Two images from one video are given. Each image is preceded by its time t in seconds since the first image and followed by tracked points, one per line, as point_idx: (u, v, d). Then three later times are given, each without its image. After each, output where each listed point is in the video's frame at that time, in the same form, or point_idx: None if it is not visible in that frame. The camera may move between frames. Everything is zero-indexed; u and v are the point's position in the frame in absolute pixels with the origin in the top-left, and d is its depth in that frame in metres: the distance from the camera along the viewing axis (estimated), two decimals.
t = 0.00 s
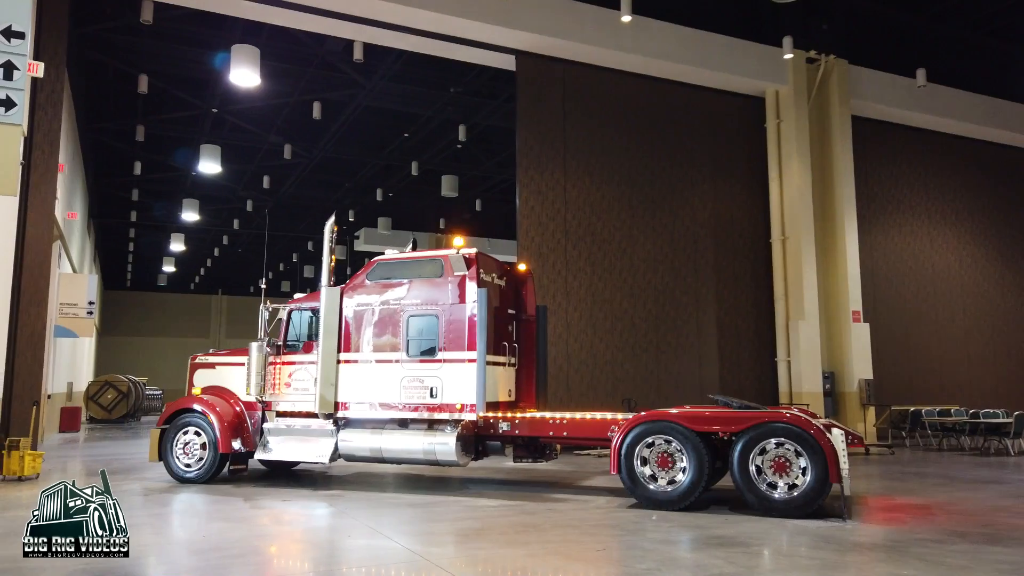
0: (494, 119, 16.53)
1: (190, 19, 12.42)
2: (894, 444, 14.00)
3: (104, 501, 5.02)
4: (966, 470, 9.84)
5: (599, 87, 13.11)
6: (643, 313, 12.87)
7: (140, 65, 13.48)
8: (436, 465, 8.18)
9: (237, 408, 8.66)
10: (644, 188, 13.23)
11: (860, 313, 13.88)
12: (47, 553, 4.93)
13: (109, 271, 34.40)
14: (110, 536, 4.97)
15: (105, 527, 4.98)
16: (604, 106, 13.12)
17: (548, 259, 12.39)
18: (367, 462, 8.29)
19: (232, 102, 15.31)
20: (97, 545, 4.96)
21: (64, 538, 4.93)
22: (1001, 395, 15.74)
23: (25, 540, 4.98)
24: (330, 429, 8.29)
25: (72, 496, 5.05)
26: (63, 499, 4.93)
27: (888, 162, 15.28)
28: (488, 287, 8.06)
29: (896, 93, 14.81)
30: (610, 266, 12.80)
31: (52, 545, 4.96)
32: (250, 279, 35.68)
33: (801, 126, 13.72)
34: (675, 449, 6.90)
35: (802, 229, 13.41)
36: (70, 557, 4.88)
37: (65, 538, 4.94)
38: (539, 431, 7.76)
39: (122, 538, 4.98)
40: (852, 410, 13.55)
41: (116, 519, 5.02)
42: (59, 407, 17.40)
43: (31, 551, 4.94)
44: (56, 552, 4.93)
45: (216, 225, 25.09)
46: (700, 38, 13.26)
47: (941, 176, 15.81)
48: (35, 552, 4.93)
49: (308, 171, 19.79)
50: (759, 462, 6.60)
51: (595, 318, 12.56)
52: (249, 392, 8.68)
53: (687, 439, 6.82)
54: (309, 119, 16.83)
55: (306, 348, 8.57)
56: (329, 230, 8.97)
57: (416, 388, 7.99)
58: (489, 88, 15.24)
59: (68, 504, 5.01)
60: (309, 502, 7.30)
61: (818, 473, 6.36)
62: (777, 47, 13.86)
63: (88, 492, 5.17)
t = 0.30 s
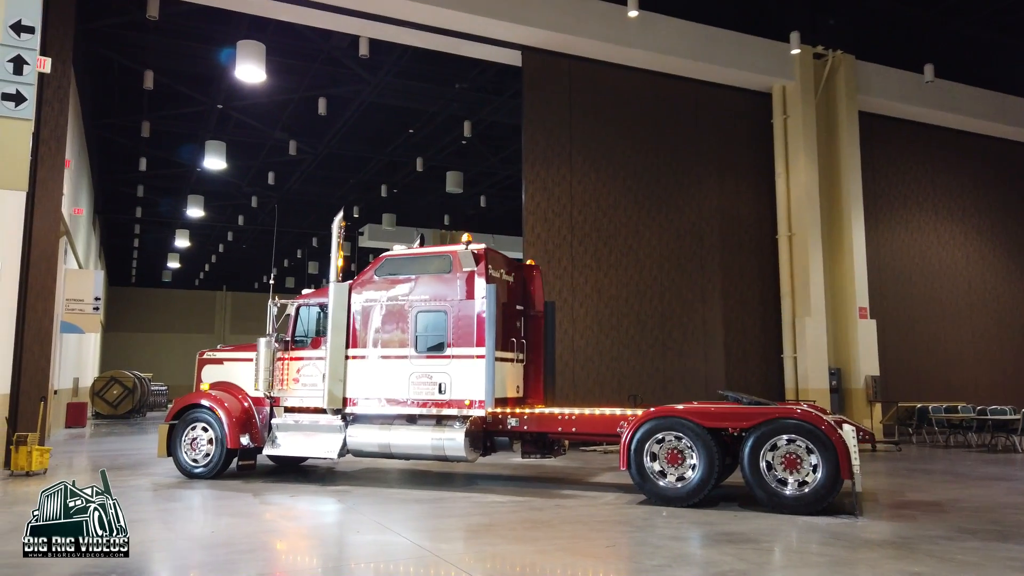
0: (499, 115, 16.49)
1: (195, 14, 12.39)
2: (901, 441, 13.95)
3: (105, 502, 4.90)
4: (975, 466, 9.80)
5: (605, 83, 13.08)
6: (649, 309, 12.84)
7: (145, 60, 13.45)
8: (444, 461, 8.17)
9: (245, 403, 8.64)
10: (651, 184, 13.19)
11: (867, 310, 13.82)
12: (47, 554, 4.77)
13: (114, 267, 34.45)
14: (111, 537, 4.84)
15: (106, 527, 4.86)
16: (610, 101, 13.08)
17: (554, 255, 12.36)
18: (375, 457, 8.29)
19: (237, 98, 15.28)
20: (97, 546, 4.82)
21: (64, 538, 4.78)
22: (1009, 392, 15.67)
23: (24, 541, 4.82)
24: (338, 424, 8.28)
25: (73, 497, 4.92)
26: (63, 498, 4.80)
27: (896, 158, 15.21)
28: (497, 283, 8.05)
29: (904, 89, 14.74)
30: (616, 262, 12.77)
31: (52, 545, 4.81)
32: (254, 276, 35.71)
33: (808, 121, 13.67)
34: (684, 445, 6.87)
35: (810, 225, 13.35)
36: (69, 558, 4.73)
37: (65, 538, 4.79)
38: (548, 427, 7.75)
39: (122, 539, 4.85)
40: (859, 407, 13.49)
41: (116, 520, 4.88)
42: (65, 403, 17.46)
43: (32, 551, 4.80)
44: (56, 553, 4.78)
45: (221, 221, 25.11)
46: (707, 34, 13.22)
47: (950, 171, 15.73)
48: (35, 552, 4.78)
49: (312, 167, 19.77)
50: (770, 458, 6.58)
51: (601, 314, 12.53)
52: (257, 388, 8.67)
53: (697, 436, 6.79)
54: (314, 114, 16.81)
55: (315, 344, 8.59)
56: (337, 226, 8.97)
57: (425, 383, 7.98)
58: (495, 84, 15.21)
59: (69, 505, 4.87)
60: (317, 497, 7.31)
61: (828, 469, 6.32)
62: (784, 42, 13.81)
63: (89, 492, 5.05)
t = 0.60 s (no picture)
0: (500, 112, 16.47)
1: (195, 11, 12.37)
2: (901, 437, 13.96)
3: (105, 503, 4.83)
4: (976, 463, 9.79)
5: (606, 79, 13.05)
6: (651, 306, 12.84)
7: (144, 57, 13.43)
8: (447, 458, 8.17)
9: (247, 399, 8.66)
10: (652, 181, 13.17)
11: (868, 306, 13.81)
12: (47, 553, 4.72)
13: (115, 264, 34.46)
14: (111, 536, 4.76)
15: (106, 527, 4.78)
16: (611, 97, 13.05)
17: (555, 251, 12.35)
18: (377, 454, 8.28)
19: (236, 95, 15.25)
20: (97, 545, 4.75)
21: (64, 539, 4.73)
22: (1010, 388, 15.65)
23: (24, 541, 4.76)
24: (340, 421, 8.28)
25: (72, 498, 4.85)
26: (63, 498, 4.74)
27: (898, 154, 15.18)
28: (499, 279, 8.04)
29: (906, 85, 14.71)
30: (617, 258, 12.76)
31: (52, 545, 4.75)
32: (255, 272, 35.71)
33: (809, 117, 13.63)
34: (686, 441, 6.87)
35: (811, 221, 13.33)
36: (70, 558, 4.69)
37: (65, 538, 4.74)
38: (550, 423, 7.75)
39: (122, 538, 4.76)
40: (860, 403, 13.49)
41: (117, 520, 4.81)
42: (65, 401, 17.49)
43: (32, 551, 4.75)
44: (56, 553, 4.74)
45: (222, 218, 25.12)
46: (708, 29, 13.17)
47: (951, 167, 15.70)
48: (35, 552, 4.72)
49: (312, 164, 19.76)
50: (772, 454, 6.58)
51: (602, 310, 12.53)
52: (259, 385, 8.68)
53: (699, 432, 6.79)
54: (314, 111, 16.80)
55: (317, 341, 8.59)
56: (339, 222, 8.97)
57: (427, 380, 7.98)
58: (495, 80, 15.19)
59: (69, 505, 4.81)
60: (320, 494, 7.32)
61: (831, 466, 6.33)
62: (786, 38, 13.77)
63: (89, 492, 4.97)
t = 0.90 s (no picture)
0: (498, 108, 16.45)
1: (193, 7, 12.32)
2: (899, 433, 13.99)
3: (105, 502, 4.72)
4: (974, 458, 9.81)
5: (604, 75, 13.04)
6: (649, 302, 12.84)
7: (142, 53, 13.39)
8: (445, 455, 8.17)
9: (246, 397, 8.67)
10: (650, 177, 13.17)
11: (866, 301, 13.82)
12: (47, 554, 4.66)
13: (113, 261, 34.39)
14: (111, 537, 4.67)
15: (106, 527, 4.68)
16: (609, 94, 13.04)
17: (553, 247, 12.34)
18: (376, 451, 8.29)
19: (234, 91, 15.21)
20: (97, 546, 4.68)
21: (64, 539, 4.64)
22: (1008, 383, 15.68)
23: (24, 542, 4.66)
24: (339, 418, 8.29)
25: (72, 497, 4.70)
26: (63, 499, 4.61)
27: (895, 150, 15.19)
28: (497, 276, 8.04)
29: (904, 80, 14.71)
30: (615, 255, 12.76)
31: (52, 545, 4.68)
32: (253, 269, 35.68)
33: (807, 113, 13.63)
34: (685, 437, 6.89)
35: (809, 217, 13.33)
36: (71, 559, 4.64)
37: (65, 538, 4.66)
38: (549, 420, 7.75)
39: (122, 539, 4.67)
40: (858, 399, 13.52)
41: (117, 520, 4.72)
42: (64, 398, 17.44)
43: (31, 551, 4.68)
44: (56, 553, 4.67)
45: (219, 215, 25.08)
46: (706, 25, 13.16)
47: (949, 163, 15.71)
48: (35, 553, 4.66)
49: (310, 161, 19.72)
50: (770, 450, 6.59)
51: (600, 306, 12.53)
52: (258, 382, 8.67)
53: (697, 428, 6.80)
54: (312, 108, 16.77)
55: (315, 338, 8.59)
56: (337, 220, 8.96)
57: (425, 377, 7.99)
58: (493, 77, 15.16)
59: (69, 505, 4.69)
60: (318, 491, 7.33)
61: (828, 461, 6.34)
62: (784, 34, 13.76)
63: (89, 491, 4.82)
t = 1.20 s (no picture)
0: (497, 104, 16.42)
1: (190, 4, 12.29)
2: (897, 429, 14.04)
3: (106, 503, 4.71)
4: (971, 454, 9.82)
5: (603, 72, 13.03)
6: (647, 298, 12.85)
7: (140, 51, 13.37)
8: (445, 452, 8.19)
9: (246, 395, 8.66)
10: (648, 173, 13.17)
11: (864, 298, 13.83)
12: (47, 554, 4.66)
13: (111, 258, 34.35)
14: (112, 538, 4.67)
15: (107, 528, 4.68)
16: (607, 90, 13.03)
17: (551, 244, 12.34)
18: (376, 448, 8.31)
19: (232, 88, 15.20)
20: (97, 547, 4.67)
21: (64, 539, 4.63)
22: (1006, 379, 15.69)
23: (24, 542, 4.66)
24: (339, 416, 8.30)
25: (73, 498, 4.68)
26: (63, 499, 4.60)
27: (894, 147, 15.19)
28: (496, 273, 8.04)
29: (902, 77, 14.71)
30: (614, 252, 12.77)
31: (52, 546, 4.67)
32: (252, 266, 35.63)
33: (806, 110, 13.62)
34: (685, 434, 6.89)
35: (807, 214, 13.32)
36: (71, 560, 4.63)
37: (65, 538, 4.65)
38: (549, 417, 7.75)
39: (122, 539, 4.66)
40: (857, 395, 13.56)
41: (118, 521, 4.71)
42: (63, 395, 17.44)
43: (31, 551, 4.67)
44: (56, 554, 4.66)
45: (218, 212, 25.06)
46: (704, 22, 13.14)
47: (947, 159, 15.71)
48: (35, 553, 4.65)
49: (308, 158, 19.70)
50: (770, 447, 6.60)
51: (598, 303, 12.53)
52: (257, 379, 8.67)
53: (698, 425, 6.81)
54: (310, 105, 16.75)
55: (315, 336, 8.59)
56: (336, 217, 8.95)
57: (425, 374, 7.99)
58: (492, 73, 15.14)
59: (70, 505, 4.68)
60: (318, 488, 7.35)
61: (828, 458, 6.35)
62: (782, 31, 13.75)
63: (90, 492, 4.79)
